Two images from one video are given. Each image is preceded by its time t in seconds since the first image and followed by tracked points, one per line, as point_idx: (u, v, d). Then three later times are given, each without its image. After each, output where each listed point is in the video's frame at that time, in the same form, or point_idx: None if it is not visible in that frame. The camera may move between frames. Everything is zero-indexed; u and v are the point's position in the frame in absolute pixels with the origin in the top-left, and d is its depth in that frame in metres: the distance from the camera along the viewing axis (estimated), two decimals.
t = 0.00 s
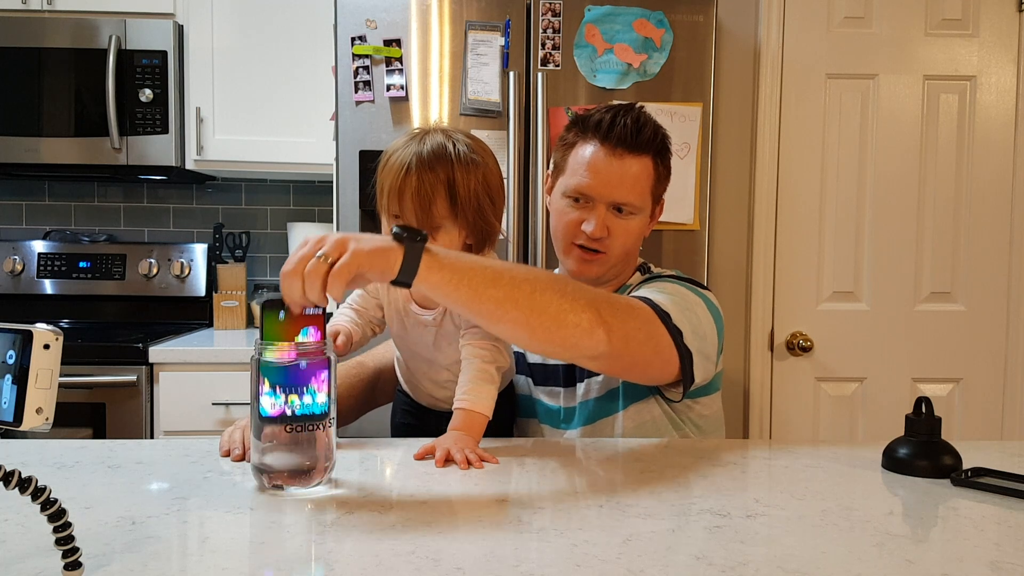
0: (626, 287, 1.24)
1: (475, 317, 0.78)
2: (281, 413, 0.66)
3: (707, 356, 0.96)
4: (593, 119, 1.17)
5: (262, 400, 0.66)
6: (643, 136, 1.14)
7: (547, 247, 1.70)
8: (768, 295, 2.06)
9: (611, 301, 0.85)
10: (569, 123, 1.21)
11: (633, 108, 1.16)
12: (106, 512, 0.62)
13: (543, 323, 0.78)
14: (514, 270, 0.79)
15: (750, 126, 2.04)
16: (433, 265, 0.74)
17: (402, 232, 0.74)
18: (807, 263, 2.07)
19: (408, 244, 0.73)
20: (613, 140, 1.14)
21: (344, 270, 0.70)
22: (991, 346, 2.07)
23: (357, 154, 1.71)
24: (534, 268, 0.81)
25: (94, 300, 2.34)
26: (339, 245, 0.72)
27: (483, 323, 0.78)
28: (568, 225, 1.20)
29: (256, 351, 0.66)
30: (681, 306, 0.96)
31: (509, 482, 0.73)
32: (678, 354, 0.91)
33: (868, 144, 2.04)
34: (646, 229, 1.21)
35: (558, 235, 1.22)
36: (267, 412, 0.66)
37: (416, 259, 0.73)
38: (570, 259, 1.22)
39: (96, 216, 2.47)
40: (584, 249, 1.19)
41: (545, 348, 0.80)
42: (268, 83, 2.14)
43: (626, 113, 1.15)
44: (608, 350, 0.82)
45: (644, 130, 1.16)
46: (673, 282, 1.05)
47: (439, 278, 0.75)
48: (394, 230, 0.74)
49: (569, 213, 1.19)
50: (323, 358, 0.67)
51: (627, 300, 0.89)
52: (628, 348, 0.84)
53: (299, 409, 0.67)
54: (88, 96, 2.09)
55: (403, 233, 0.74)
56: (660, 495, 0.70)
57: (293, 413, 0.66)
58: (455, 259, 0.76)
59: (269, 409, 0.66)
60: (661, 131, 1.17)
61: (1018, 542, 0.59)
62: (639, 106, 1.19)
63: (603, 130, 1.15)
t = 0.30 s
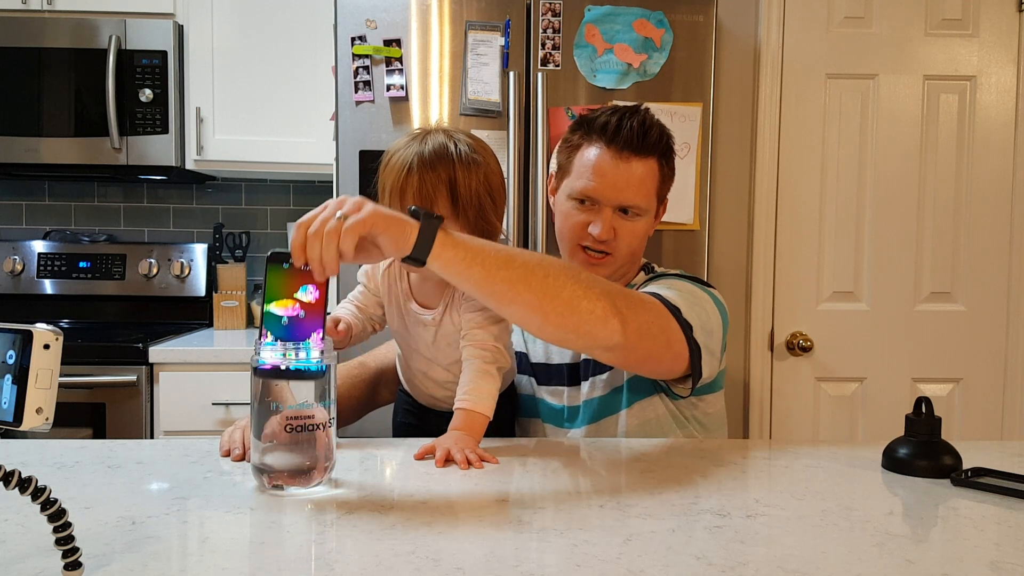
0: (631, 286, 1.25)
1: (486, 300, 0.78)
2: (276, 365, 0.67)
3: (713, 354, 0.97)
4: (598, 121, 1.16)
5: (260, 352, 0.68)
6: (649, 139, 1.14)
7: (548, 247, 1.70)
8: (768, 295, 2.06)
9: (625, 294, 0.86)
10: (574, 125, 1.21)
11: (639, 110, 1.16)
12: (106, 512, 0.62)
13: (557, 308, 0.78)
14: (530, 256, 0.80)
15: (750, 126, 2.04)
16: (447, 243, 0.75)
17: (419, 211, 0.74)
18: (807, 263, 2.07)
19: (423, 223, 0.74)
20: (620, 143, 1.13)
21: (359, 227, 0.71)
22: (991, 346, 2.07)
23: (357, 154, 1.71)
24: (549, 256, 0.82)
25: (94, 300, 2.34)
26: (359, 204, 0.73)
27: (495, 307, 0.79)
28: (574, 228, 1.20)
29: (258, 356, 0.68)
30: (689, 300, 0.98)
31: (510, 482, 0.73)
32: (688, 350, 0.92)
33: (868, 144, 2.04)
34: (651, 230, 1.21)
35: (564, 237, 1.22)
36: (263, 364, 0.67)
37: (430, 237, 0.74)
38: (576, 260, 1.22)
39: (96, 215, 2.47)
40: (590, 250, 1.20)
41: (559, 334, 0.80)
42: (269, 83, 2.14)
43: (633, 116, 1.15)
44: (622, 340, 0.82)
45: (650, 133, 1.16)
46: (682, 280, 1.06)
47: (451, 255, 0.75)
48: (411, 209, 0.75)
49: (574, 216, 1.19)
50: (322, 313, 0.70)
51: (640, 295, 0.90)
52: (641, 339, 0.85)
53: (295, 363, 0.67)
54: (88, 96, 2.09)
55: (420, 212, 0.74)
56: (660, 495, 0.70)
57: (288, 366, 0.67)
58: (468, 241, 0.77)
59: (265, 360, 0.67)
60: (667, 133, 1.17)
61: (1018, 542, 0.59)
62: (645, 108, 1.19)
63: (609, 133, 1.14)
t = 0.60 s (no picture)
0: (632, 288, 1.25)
1: (492, 286, 0.79)
2: (292, 324, 0.71)
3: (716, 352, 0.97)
4: (600, 123, 1.16)
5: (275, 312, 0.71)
6: (651, 141, 1.14)
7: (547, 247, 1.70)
8: (768, 294, 2.06)
9: (634, 289, 0.86)
10: (574, 126, 1.21)
11: (640, 112, 1.16)
12: (106, 512, 0.62)
13: (564, 295, 0.79)
14: (538, 245, 0.81)
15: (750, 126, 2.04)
16: (453, 225, 0.77)
17: (427, 197, 0.78)
18: (807, 263, 2.07)
19: (431, 207, 0.76)
20: (622, 144, 1.13)
21: (365, 185, 0.75)
22: (991, 346, 2.07)
23: (357, 154, 1.71)
24: (557, 246, 0.83)
25: (94, 300, 2.34)
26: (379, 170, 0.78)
27: (501, 293, 0.79)
28: (576, 230, 1.19)
29: (258, 356, 0.68)
30: (693, 296, 0.98)
31: (510, 482, 0.73)
32: (694, 344, 0.92)
33: (868, 144, 2.04)
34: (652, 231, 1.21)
35: (566, 238, 1.22)
36: (280, 323, 0.71)
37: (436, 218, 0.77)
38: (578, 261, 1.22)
39: (96, 215, 2.47)
40: (592, 251, 1.20)
41: (566, 323, 0.80)
42: (269, 83, 2.14)
43: (634, 117, 1.14)
44: (627, 330, 0.83)
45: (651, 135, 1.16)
46: (684, 278, 1.07)
47: (457, 238, 0.77)
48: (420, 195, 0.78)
49: (576, 217, 1.19)
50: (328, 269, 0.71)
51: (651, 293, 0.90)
52: (648, 330, 0.85)
53: (308, 320, 0.71)
54: (88, 96, 2.09)
55: (427, 198, 0.78)
56: (660, 495, 0.70)
57: (302, 323, 0.71)
58: (476, 227, 0.79)
59: (281, 320, 0.71)
60: (668, 134, 1.17)
61: (1018, 543, 0.59)
62: (645, 109, 1.19)
63: (611, 134, 1.14)
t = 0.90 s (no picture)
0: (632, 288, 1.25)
1: (493, 293, 0.79)
2: (287, 309, 0.84)
3: (716, 355, 0.97)
4: (600, 123, 1.16)
5: (273, 298, 0.83)
6: (651, 142, 1.14)
7: (547, 247, 1.70)
8: (768, 294, 2.06)
9: (636, 295, 0.86)
10: (574, 126, 1.20)
11: (640, 112, 1.15)
12: (106, 512, 0.62)
13: (564, 303, 0.79)
14: (538, 253, 0.81)
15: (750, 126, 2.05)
16: (452, 233, 0.78)
17: (429, 204, 0.78)
18: (807, 263, 2.07)
19: (431, 215, 0.77)
20: (622, 145, 1.13)
21: (364, 183, 0.76)
22: (991, 346, 2.07)
23: (357, 154, 1.71)
24: (558, 253, 0.83)
25: (94, 300, 2.34)
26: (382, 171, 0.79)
27: (503, 301, 0.80)
28: (576, 230, 1.20)
29: (259, 356, 0.68)
30: (691, 297, 0.98)
31: (509, 483, 0.73)
32: (695, 345, 0.92)
33: (867, 144, 2.04)
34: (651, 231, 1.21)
35: (566, 239, 1.22)
36: (275, 307, 0.83)
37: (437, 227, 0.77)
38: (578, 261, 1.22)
39: (97, 216, 2.47)
40: (591, 251, 1.20)
41: (566, 330, 0.80)
42: (269, 83, 2.14)
43: (634, 118, 1.14)
44: (629, 338, 0.82)
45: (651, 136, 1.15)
46: (682, 279, 1.07)
47: (457, 246, 0.78)
48: (422, 201, 0.79)
49: (576, 218, 1.19)
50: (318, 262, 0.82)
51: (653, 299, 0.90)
52: (649, 336, 0.85)
53: (304, 306, 0.84)
54: (88, 96, 2.09)
55: (429, 205, 0.78)
56: (660, 495, 0.70)
57: (299, 309, 0.84)
58: (477, 236, 0.79)
59: (277, 304, 0.83)
60: (668, 135, 1.17)
61: (1018, 542, 0.59)
62: (645, 110, 1.19)
63: (611, 134, 1.14)
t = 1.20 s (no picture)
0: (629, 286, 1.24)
1: (491, 296, 0.79)
2: (276, 303, 0.82)
3: (713, 356, 0.97)
4: (593, 120, 1.16)
5: (263, 290, 0.82)
6: (645, 137, 1.14)
7: (547, 246, 1.70)
8: (768, 294, 2.06)
9: (634, 298, 0.86)
10: (568, 124, 1.21)
11: (634, 108, 1.16)
12: (106, 512, 0.62)
13: (562, 307, 0.79)
14: (537, 256, 0.81)
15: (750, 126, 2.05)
16: (450, 236, 0.77)
17: (427, 205, 0.78)
18: (807, 263, 2.07)
19: (429, 216, 0.77)
20: (616, 140, 1.13)
21: (361, 182, 0.76)
22: (991, 346, 2.07)
23: (357, 154, 1.71)
24: (557, 256, 0.83)
25: (94, 300, 2.34)
26: (384, 172, 0.79)
27: (501, 304, 0.80)
28: (572, 227, 1.19)
29: (259, 357, 0.68)
30: (687, 297, 0.98)
31: (509, 483, 0.73)
32: (691, 347, 0.92)
33: (867, 144, 2.04)
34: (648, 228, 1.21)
35: (562, 236, 1.22)
36: (265, 300, 0.82)
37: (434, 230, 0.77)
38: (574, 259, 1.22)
39: (96, 215, 2.47)
40: (588, 248, 1.20)
41: (563, 332, 0.80)
42: (269, 83, 2.14)
43: (627, 113, 1.15)
44: (627, 342, 0.82)
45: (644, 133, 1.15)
46: (678, 279, 1.07)
47: (455, 249, 0.78)
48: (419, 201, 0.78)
49: (572, 215, 1.19)
50: (312, 258, 0.82)
51: (649, 301, 0.90)
52: (646, 339, 0.84)
53: (293, 302, 0.83)
54: (88, 96, 2.09)
55: (427, 206, 0.78)
56: (660, 495, 0.70)
57: (287, 304, 0.82)
58: (475, 237, 0.79)
59: (267, 298, 0.82)
60: (662, 131, 1.17)
61: (1018, 543, 0.59)
62: (639, 106, 1.19)
63: (605, 130, 1.15)
